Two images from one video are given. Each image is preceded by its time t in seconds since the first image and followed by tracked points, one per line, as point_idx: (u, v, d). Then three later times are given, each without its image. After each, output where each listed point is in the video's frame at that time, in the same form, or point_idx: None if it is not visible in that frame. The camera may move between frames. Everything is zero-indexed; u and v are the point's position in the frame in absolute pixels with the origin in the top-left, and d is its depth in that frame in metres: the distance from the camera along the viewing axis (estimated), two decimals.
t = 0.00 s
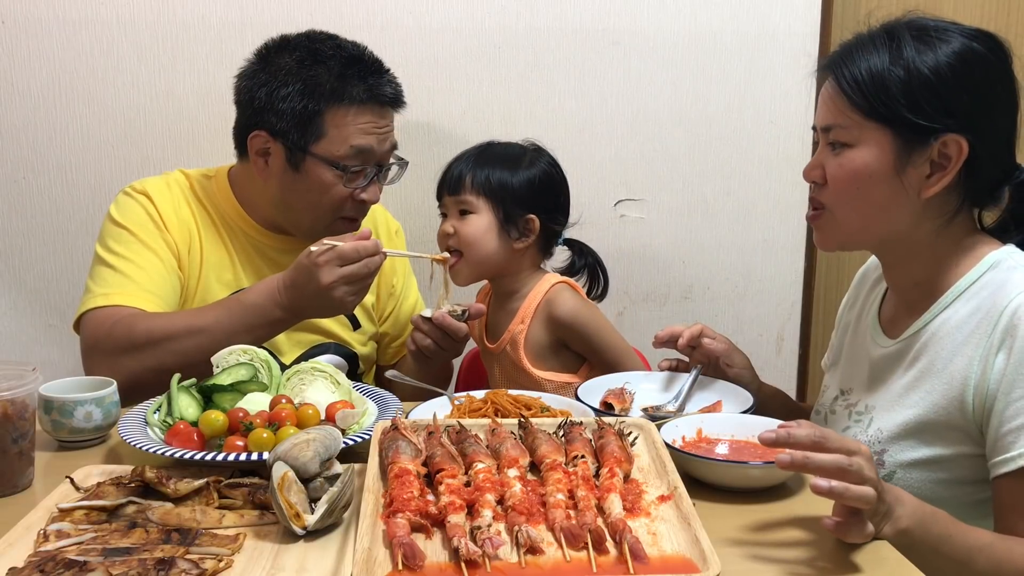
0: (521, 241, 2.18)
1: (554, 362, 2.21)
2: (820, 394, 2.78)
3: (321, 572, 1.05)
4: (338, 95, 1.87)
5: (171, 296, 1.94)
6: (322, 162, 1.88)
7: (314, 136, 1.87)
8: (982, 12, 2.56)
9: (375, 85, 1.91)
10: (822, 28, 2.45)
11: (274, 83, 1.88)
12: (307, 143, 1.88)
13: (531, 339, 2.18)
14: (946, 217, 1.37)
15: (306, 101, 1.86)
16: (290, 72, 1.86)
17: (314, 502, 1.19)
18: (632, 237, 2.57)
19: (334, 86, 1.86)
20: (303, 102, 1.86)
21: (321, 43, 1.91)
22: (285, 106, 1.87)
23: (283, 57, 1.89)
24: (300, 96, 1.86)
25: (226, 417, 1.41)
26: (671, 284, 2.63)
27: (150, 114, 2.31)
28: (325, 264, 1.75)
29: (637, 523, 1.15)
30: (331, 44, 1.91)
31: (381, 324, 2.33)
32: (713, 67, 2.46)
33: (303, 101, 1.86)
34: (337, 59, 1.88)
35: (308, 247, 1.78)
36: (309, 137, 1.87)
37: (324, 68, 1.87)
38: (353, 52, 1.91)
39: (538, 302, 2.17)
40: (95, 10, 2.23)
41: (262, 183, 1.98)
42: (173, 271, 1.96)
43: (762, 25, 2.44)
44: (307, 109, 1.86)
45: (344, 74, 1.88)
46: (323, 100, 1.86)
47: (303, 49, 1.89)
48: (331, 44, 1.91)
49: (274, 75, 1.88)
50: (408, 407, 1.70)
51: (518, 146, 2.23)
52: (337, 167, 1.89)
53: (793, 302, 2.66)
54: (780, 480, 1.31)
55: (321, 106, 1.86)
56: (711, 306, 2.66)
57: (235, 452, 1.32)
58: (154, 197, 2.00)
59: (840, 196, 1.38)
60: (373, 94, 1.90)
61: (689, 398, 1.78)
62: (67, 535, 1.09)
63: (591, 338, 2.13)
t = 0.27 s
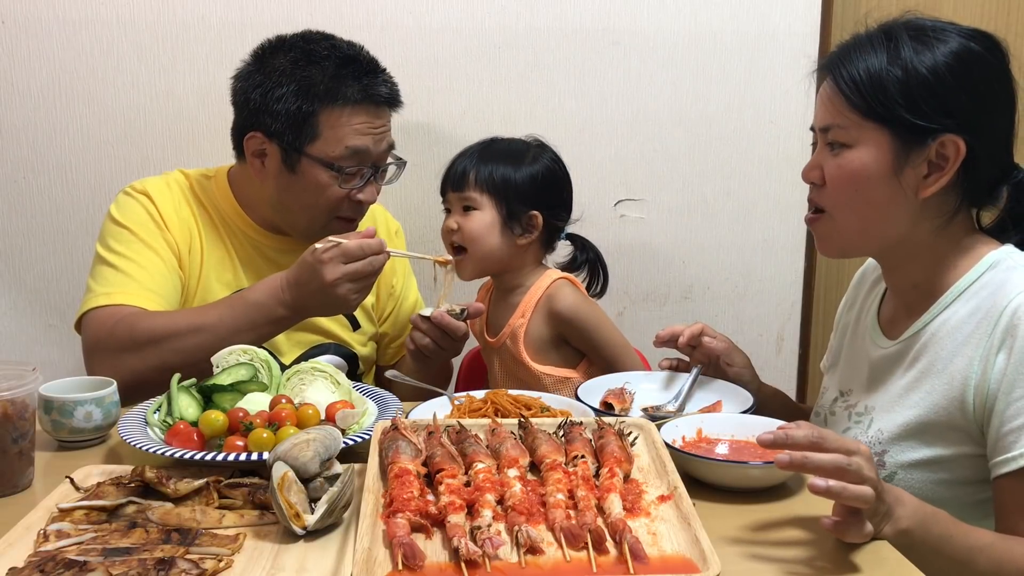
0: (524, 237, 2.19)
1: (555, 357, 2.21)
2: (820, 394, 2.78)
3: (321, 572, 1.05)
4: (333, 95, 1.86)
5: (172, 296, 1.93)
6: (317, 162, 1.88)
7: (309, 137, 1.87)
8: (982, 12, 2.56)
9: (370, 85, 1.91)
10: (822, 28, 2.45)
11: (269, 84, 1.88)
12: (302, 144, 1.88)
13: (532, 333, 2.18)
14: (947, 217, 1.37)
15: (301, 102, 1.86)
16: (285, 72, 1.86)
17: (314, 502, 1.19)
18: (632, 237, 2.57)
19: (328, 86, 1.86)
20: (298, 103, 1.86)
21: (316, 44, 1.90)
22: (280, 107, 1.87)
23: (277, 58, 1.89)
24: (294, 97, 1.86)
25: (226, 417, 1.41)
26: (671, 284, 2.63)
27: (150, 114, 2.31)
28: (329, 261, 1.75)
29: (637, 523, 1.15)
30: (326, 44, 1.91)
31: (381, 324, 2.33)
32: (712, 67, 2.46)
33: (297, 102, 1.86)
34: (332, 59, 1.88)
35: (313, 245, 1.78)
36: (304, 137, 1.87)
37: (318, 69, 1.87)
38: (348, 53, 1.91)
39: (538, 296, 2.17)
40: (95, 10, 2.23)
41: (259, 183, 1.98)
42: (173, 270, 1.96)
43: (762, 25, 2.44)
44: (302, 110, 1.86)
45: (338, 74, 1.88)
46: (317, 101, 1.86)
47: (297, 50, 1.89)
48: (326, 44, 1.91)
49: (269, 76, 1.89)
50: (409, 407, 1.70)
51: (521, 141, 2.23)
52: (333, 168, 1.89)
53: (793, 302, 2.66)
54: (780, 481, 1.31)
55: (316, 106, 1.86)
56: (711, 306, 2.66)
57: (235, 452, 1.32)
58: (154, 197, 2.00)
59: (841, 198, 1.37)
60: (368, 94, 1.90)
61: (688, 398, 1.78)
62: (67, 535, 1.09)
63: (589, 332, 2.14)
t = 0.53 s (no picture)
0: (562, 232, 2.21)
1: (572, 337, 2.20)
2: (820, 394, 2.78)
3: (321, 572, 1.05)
4: (333, 96, 1.86)
5: (171, 296, 1.93)
6: (316, 163, 1.88)
7: (309, 137, 1.87)
8: (982, 12, 2.56)
9: (369, 86, 1.91)
10: (822, 28, 2.45)
11: (269, 85, 1.88)
12: (302, 144, 1.88)
13: (555, 310, 2.18)
14: (947, 218, 1.37)
15: (300, 102, 1.86)
16: (284, 73, 1.86)
17: (314, 502, 1.19)
18: (631, 237, 2.57)
19: (328, 87, 1.86)
20: (298, 104, 1.86)
21: (316, 44, 1.90)
22: (280, 108, 1.87)
23: (277, 59, 1.89)
24: (294, 98, 1.86)
25: (226, 417, 1.41)
26: (671, 284, 2.63)
27: (150, 114, 2.31)
28: (329, 263, 1.76)
29: (637, 523, 1.15)
30: (326, 45, 1.91)
31: (381, 324, 2.33)
32: (712, 67, 2.46)
33: (297, 102, 1.86)
34: (331, 60, 1.88)
35: (312, 246, 1.78)
36: (304, 138, 1.87)
37: (318, 69, 1.87)
38: (347, 53, 1.91)
39: (568, 276, 2.18)
40: (95, 10, 2.23)
41: (259, 184, 1.98)
42: (173, 271, 1.96)
43: (762, 25, 2.44)
44: (302, 111, 1.86)
45: (338, 75, 1.88)
46: (317, 101, 1.86)
47: (297, 50, 1.89)
48: (325, 45, 1.91)
49: (269, 76, 1.89)
50: (408, 407, 1.70)
51: (553, 127, 2.20)
52: (332, 168, 1.89)
53: (793, 302, 2.66)
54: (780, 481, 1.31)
55: (315, 107, 1.86)
56: (711, 306, 2.66)
57: (235, 452, 1.32)
58: (154, 197, 2.00)
59: (843, 197, 1.37)
60: (368, 94, 1.90)
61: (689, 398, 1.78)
62: (67, 535, 1.09)
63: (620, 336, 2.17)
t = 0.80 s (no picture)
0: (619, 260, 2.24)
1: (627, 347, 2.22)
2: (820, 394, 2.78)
3: (321, 573, 1.05)
4: (333, 96, 1.86)
5: (172, 296, 1.93)
6: (316, 163, 1.88)
7: (309, 137, 1.87)
8: (982, 12, 2.56)
9: (370, 86, 1.91)
10: (822, 28, 2.45)
11: (269, 85, 1.88)
12: (303, 144, 1.88)
13: (613, 316, 2.20)
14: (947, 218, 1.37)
15: (301, 102, 1.86)
16: (285, 73, 1.86)
17: (314, 502, 1.19)
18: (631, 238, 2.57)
19: (329, 87, 1.86)
20: (298, 104, 1.86)
21: (316, 45, 1.90)
22: (280, 108, 1.87)
23: (278, 59, 1.89)
24: (295, 98, 1.86)
25: (226, 417, 1.41)
26: (671, 284, 2.63)
27: (150, 114, 2.31)
28: (329, 263, 1.76)
29: (637, 523, 1.15)
30: (327, 45, 1.91)
31: (381, 324, 2.33)
32: (713, 67, 2.46)
33: (298, 102, 1.86)
34: (332, 60, 1.88)
35: (312, 247, 1.78)
36: (304, 138, 1.87)
37: (318, 69, 1.87)
38: (348, 54, 1.91)
39: (626, 285, 2.21)
40: (96, 10, 2.23)
41: (259, 184, 1.98)
42: (173, 271, 1.95)
43: (762, 25, 2.44)
44: (303, 111, 1.86)
45: (339, 75, 1.88)
46: (318, 102, 1.86)
47: (298, 51, 1.89)
48: (326, 45, 1.91)
49: (270, 77, 1.89)
50: (408, 407, 1.70)
51: (606, 152, 2.18)
52: (333, 168, 1.89)
53: (793, 303, 2.66)
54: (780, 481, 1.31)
55: (316, 107, 1.86)
56: (711, 306, 2.66)
57: (235, 452, 1.32)
58: (154, 198, 2.00)
59: (896, 187, 1.27)
60: (369, 94, 1.90)
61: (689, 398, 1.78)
62: (67, 535, 1.09)
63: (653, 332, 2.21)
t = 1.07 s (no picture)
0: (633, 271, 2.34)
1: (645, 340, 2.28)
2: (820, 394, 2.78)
3: (321, 572, 1.05)
4: (334, 95, 1.86)
5: (172, 296, 1.93)
6: (317, 162, 1.88)
7: (310, 137, 1.87)
8: (982, 11, 2.56)
9: (371, 85, 1.91)
10: (822, 28, 2.45)
11: (270, 85, 1.88)
12: (303, 144, 1.88)
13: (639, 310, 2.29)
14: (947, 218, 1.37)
15: (302, 102, 1.86)
16: (286, 73, 1.86)
17: (314, 502, 1.19)
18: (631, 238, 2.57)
19: (329, 86, 1.86)
20: (299, 104, 1.86)
21: (317, 44, 1.90)
22: (281, 108, 1.87)
23: (278, 59, 1.89)
24: (295, 97, 1.86)
25: (226, 417, 1.41)
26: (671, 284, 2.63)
27: (150, 114, 2.31)
28: (328, 263, 1.75)
29: (637, 523, 1.15)
30: (327, 44, 1.91)
31: (381, 324, 2.33)
32: (713, 67, 2.46)
33: (298, 102, 1.86)
34: (333, 59, 1.88)
35: (312, 246, 1.78)
36: (305, 138, 1.87)
37: (319, 68, 1.87)
38: (349, 53, 1.90)
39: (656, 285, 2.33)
40: (95, 10, 2.23)
41: (260, 184, 1.98)
42: (173, 271, 1.95)
43: (762, 25, 2.44)
44: (303, 110, 1.86)
45: (339, 74, 1.88)
46: (318, 101, 1.86)
47: (298, 50, 1.89)
48: (327, 44, 1.91)
49: (271, 76, 1.89)
50: (408, 407, 1.70)
51: (631, 162, 2.26)
52: (333, 167, 1.89)
53: (793, 303, 2.66)
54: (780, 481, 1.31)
55: (316, 106, 1.86)
56: (711, 306, 2.66)
57: (235, 452, 1.32)
58: (154, 198, 2.00)
59: (931, 187, 1.25)
60: (369, 93, 1.90)
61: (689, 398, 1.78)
62: (67, 535, 1.09)
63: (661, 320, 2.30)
